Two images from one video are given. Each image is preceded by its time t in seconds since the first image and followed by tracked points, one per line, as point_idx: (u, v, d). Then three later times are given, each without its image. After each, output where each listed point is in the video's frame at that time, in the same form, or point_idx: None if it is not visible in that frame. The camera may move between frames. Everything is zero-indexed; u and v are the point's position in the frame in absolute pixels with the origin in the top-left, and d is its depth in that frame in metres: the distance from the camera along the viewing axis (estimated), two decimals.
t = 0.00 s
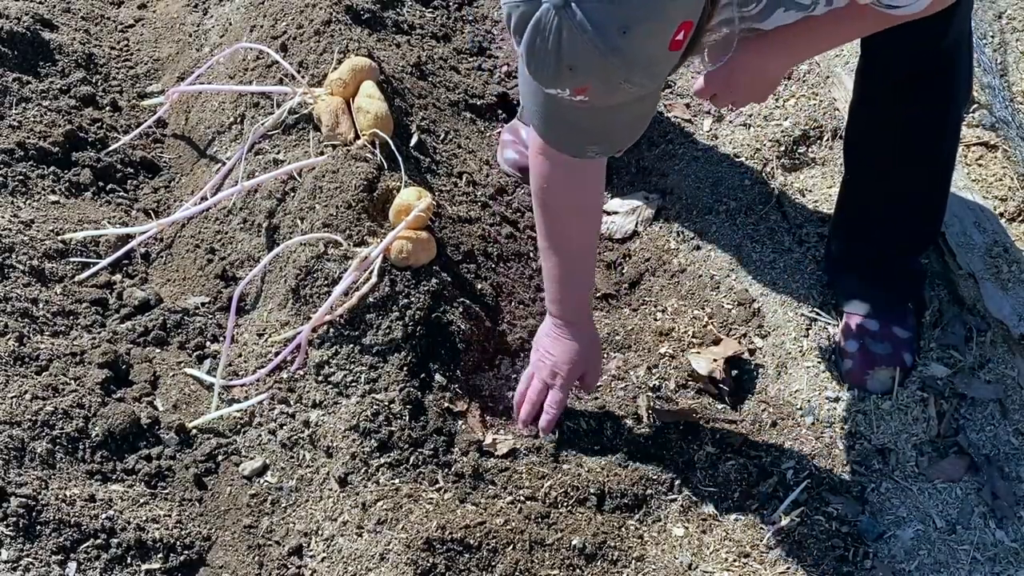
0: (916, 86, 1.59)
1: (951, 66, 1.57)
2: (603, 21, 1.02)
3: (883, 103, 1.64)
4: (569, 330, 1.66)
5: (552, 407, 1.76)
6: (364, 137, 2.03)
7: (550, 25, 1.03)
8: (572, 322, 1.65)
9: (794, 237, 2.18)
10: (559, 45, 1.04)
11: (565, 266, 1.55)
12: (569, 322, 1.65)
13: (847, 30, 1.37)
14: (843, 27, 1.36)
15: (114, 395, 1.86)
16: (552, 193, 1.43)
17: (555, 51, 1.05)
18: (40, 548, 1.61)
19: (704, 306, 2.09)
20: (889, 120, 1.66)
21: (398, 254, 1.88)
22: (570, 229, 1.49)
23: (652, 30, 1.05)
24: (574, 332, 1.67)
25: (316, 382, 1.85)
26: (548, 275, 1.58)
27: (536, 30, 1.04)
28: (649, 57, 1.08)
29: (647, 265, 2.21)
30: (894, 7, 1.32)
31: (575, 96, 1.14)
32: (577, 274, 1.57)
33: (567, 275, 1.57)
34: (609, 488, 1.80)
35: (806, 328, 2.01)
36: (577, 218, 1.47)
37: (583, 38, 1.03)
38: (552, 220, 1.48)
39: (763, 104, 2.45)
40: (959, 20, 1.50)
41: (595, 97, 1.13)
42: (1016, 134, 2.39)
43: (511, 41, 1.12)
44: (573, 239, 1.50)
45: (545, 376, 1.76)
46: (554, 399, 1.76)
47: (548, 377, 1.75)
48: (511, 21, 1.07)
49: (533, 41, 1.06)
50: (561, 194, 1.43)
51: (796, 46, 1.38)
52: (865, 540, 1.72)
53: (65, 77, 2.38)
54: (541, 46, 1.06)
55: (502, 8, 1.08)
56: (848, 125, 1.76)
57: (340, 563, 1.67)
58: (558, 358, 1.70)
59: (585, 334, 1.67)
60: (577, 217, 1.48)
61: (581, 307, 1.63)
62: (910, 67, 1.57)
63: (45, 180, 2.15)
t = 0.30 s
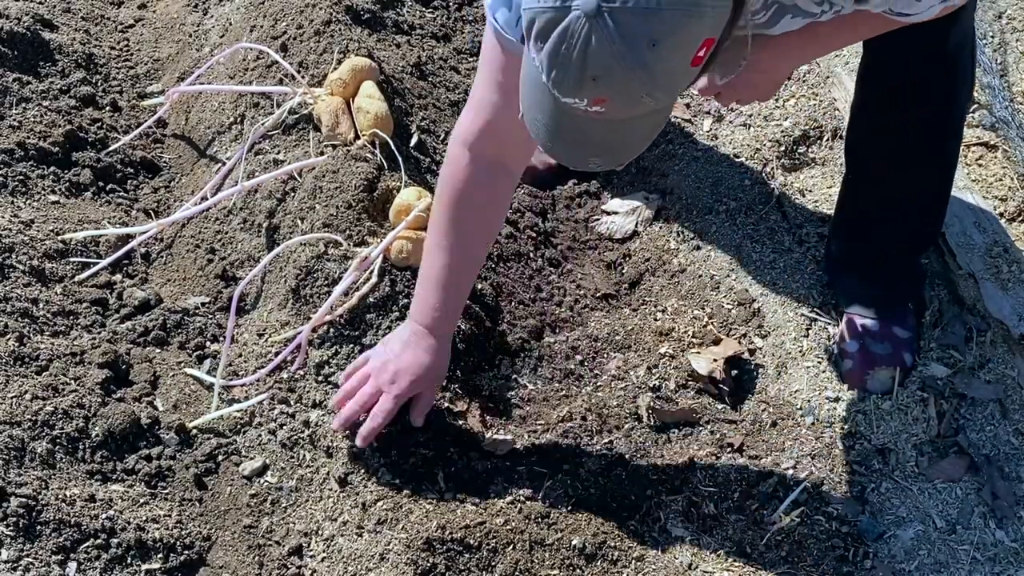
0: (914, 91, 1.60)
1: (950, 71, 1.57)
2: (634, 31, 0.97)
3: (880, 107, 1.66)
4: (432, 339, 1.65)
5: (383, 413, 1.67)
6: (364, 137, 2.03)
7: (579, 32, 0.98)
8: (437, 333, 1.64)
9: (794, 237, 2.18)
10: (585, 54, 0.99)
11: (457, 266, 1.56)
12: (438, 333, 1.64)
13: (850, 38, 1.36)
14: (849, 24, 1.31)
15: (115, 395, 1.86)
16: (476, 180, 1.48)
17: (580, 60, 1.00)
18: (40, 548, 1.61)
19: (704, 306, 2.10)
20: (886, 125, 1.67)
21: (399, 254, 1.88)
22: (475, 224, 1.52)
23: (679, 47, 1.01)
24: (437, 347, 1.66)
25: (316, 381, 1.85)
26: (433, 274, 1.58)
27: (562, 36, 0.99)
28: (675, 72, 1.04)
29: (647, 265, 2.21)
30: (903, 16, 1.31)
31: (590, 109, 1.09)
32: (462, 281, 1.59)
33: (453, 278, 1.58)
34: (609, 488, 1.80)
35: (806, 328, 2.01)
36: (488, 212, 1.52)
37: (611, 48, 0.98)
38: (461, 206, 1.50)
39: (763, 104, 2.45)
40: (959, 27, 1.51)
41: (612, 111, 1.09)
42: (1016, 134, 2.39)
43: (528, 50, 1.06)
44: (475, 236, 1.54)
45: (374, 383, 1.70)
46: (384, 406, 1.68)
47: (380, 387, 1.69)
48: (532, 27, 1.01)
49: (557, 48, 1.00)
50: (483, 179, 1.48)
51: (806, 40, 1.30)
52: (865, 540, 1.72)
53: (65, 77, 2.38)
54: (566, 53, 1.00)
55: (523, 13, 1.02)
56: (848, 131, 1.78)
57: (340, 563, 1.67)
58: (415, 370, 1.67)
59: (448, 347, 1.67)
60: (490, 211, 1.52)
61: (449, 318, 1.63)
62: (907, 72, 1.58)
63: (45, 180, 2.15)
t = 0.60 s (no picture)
0: (911, 92, 1.60)
1: (948, 71, 1.57)
2: (626, 28, 0.96)
3: (877, 107, 1.65)
4: (481, 366, 1.67)
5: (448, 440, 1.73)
6: (364, 137, 2.03)
7: (571, 30, 0.97)
8: (487, 361, 1.67)
9: (794, 237, 2.18)
10: (578, 53, 0.98)
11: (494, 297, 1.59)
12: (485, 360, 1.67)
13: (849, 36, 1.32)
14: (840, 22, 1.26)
15: (114, 395, 1.86)
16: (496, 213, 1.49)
17: (573, 60, 0.99)
18: (40, 548, 1.62)
19: (704, 306, 2.09)
20: (884, 124, 1.67)
21: (398, 254, 1.88)
22: (502, 254, 1.53)
23: (674, 44, 0.99)
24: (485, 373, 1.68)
25: (316, 381, 1.84)
26: (471, 316, 1.61)
27: (554, 34, 0.98)
28: (671, 71, 1.02)
29: (647, 265, 2.21)
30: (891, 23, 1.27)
31: (586, 111, 1.07)
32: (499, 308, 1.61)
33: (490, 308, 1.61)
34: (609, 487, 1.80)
35: (806, 328, 2.01)
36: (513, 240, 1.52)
37: (603, 45, 0.97)
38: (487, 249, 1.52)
39: (763, 103, 2.45)
40: (956, 28, 1.51)
41: (608, 113, 1.07)
42: (1016, 134, 2.39)
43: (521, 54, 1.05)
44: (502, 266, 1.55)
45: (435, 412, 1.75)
46: (449, 436, 1.74)
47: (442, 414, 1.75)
48: (524, 28, 1.00)
49: (549, 48, 0.99)
50: (502, 209, 1.48)
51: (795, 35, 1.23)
52: (865, 540, 1.72)
53: (65, 77, 2.38)
54: (558, 53, 0.99)
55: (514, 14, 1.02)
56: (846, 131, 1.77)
57: (340, 563, 1.67)
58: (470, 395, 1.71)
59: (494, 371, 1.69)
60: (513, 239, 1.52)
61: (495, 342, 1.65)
62: (904, 73, 1.58)
63: (45, 180, 2.15)
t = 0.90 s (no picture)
0: (912, 92, 1.60)
1: (947, 71, 1.57)
2: (626, 49, 0.97)
3: (880, 108, 1.65)
4: (529, 355, 1.71)
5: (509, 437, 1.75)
6: (364, 137, 2.03)
7: (573, 61, 0.99)
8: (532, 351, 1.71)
9: (794, 237, 2.18)
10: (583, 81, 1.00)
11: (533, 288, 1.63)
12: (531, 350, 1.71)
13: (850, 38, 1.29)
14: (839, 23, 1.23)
15: (114, 395, 1.86)
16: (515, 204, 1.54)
17: (579, 88, 1.01)
18: (39, 548, 1.62)
19: (704, 306, 2.09)
20: (884, 124, 1.66)
21: (398, 254, 1.88)
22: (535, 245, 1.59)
23: (678, 56, 0.98)
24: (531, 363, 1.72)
25: (316, 381, 1.84)
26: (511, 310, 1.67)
27: (559, 68, 1.00)
28: (680, 84, 1.01)
29: (647, 265, 2.22)
30: (886, 24, 1.25)
31: (602, 135, 1.08)
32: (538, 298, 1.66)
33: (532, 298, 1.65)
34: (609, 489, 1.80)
35: (807, 328, 2.01)
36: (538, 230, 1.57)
37: (606, 70, 0.98)
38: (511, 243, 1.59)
39: (763, 103, 2.45)
40: (953, 28, 1.51)
41: (624, 133, 1.07)
42: (1016, 134, 2.39)
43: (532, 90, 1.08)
44: (533, 256, 1.60)
45: (493, 410, 1.78)
46: (509, 432, 1.75)
47: (499, 412, 1.77)
48: (530, 64, 1.03)
49: (555, 81, 1.02)
50: (520, 200, 1.54)
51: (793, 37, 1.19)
52: (865, 540, 1.72)
53: (65, 77, 2.38)
54: (564, 84, 1.01)
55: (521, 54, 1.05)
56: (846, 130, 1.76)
57: (340, 563, 1.68)
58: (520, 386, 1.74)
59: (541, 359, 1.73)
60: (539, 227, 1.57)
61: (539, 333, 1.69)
62: (906, 74, 1.57)
63: (45, 180, 2.15)
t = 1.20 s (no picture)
0: (914, 92, 1.59)
1: (947, 71, 1.57)
2: (644, 70, 0.96)
3: (879, 107, 1.65)
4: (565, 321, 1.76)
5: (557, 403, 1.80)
6: (364, 137, 2.03)
7: (593, 85, 0.98)
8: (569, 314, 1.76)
9: (794, 237, 2.18)
10: (605, 102, 0.99)
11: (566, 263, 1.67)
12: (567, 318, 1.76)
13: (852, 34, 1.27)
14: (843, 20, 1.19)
15: (115, 395, 1.86)
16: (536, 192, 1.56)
17: (600, 111, 1.00)
18: (40, 548, 1.62)
19: (704, 306, 2.09)
20: (885, 124, 1.66)
21: (399, 254, 1.87)
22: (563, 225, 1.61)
23: (697, 74, 0.97)
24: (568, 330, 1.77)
25: (316, 381, 1.84)
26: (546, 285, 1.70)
27: (580, 92, 1.00)
28: (701, 100, 1.00)
29: (647, 265, 2.22)
30: (890, 24, 1.24)
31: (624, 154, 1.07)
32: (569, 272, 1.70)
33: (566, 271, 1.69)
34: (609, 489, 1.80)
35: (807, 328, 2.01)
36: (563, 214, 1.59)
37: (626, 93, 0.97)
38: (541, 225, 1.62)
39: (763, 103, 2.45)
40: (955, 28, 1.50)
41: (645, 151, 1.06)
42: (1017, 133, 2.39)
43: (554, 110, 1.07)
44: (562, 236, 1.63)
45: (535, 378, 1.82)
46: (554, 398, 1.80)
47: (541, 379, 1.81)
48: (550, 87, 1.03)
49: (576, 103, 1.01)
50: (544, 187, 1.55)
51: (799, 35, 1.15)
52: (864, 540, 1.73)
53: (65, 77, 2.37)
54: (585, 108, 1.01)
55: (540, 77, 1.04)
56: (846, 130, 1.76)
57: (340, 563, 1.68)
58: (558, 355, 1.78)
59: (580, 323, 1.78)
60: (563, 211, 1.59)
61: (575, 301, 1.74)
62: (907, 74, 1.57)
63: (44, 180, 2.15)
